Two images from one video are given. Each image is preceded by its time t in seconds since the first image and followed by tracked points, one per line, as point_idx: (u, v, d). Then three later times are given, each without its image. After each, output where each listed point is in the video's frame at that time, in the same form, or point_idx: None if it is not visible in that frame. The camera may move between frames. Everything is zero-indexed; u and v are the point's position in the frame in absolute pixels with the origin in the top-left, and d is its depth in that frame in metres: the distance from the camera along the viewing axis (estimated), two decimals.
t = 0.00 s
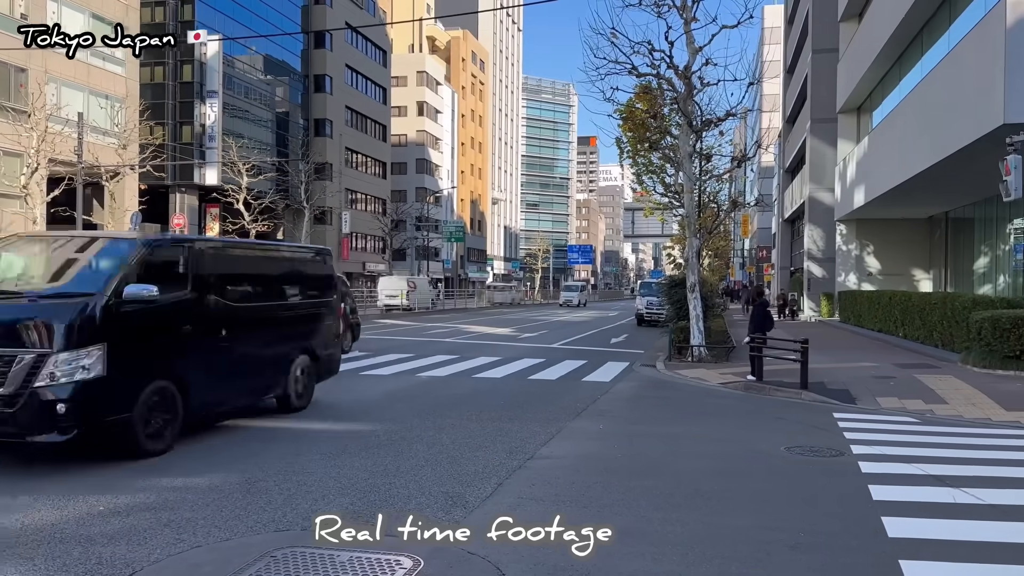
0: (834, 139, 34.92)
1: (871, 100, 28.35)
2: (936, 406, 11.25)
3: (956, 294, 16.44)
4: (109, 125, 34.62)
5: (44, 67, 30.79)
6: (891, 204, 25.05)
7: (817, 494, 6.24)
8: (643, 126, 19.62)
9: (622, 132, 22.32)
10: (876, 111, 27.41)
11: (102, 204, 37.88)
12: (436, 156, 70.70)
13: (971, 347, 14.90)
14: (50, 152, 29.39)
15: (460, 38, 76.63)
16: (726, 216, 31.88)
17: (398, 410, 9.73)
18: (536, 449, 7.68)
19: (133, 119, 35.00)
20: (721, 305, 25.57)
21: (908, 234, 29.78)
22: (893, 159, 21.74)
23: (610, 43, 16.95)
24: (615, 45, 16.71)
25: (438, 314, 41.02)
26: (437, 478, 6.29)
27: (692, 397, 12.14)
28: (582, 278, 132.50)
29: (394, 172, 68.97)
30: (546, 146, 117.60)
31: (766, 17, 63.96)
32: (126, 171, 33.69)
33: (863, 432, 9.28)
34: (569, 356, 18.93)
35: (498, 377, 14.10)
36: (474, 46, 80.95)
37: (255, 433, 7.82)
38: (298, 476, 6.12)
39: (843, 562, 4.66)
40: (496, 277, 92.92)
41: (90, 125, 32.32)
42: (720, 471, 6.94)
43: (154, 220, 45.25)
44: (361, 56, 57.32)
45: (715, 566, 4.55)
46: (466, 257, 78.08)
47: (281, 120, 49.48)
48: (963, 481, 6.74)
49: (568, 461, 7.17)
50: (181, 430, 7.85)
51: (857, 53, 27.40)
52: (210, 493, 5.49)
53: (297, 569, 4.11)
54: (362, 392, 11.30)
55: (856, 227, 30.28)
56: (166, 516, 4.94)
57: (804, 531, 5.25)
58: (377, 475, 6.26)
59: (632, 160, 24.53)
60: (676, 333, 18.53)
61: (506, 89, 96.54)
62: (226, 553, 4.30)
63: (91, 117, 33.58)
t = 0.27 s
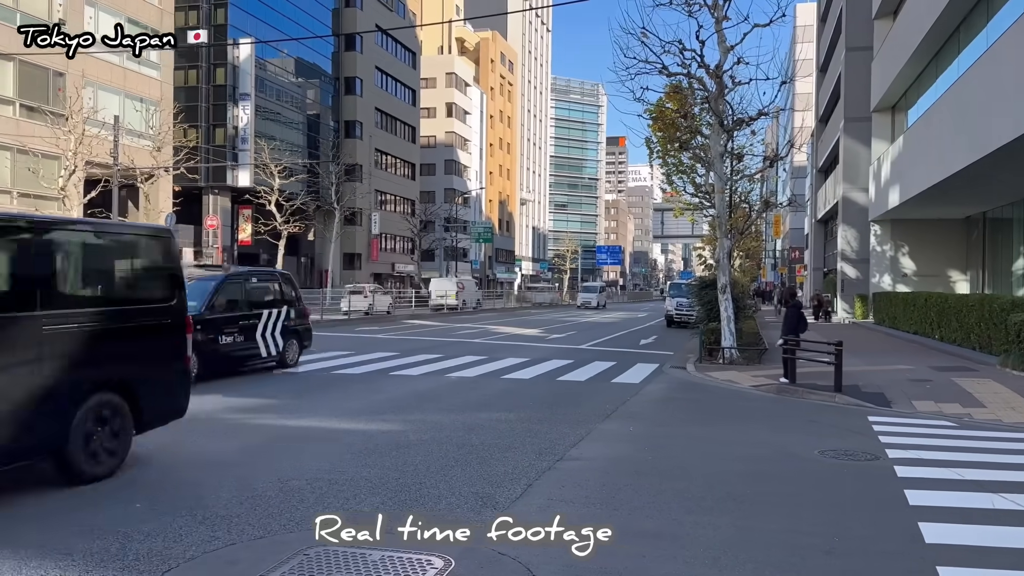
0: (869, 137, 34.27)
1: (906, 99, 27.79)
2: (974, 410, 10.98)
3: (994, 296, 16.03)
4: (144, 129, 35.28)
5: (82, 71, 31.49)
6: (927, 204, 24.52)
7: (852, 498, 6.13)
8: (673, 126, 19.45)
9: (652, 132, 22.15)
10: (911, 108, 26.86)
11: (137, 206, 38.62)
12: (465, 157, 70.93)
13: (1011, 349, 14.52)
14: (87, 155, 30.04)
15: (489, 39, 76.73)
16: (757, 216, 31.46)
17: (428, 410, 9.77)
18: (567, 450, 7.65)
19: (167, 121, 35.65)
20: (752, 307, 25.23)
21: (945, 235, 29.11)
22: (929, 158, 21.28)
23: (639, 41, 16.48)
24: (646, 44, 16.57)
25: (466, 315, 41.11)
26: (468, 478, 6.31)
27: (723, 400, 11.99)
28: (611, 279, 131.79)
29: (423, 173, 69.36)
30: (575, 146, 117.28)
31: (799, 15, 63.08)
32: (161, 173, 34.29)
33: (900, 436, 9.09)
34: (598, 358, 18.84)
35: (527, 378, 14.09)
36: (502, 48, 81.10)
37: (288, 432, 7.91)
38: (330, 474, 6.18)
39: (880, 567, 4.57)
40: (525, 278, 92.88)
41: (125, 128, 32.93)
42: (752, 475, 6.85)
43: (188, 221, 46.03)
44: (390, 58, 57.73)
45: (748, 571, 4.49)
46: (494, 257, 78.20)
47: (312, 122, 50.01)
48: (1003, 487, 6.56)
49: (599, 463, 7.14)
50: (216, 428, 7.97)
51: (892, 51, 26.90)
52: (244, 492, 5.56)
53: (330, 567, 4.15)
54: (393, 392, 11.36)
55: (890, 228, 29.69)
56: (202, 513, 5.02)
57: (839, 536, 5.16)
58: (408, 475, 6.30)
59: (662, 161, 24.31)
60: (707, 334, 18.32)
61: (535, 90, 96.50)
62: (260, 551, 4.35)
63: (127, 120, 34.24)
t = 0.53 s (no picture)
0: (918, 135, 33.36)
1: (956, 96, 27.00)
2: None
3: None
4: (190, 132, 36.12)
5: (130, 77, 32.39)
6: (977, 203, 23.79)
7: (900, 504, 5.95)
8: (715, 126, 19.16)
9: (693, 131, 21.86)
10: (961, 106, 26.07)
11: (184, 208, 39.56)
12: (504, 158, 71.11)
13: None
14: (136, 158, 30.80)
15: (528, 40, 76.72)
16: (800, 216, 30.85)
17: (466, 410, 9.81)
18: (606, 452, 7.60)
19: (213, 126, 36.48)
20: (795, 308, 24.72)
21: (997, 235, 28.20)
22: (980, 156, 20.61)
23: (679, 40, 16.01)
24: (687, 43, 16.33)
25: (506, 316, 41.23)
26: (508, 478, 6.31)
27: (765, 402, 11.78)
28: (650, 280, 130.61)
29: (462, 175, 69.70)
30: (614, 147, 116.66)
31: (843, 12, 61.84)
32: (207, 175, 35.10)
33: (950, 441, 8.81)
34: (637, 359, 18.67)
35: (565, 379, 14.04)
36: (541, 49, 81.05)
37: (329, 431, 8.01)
38: (370, 473, 6.24)
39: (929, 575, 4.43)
40: (563, 279, 92.70)
41: (172, 132, 33.77)
42: (795, 478, 6.71)
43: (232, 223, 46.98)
44: (430, 61, 58.15)
45: None
46: (532, 258, 78.23)
47: (354, 126, 50.61)
48: None
49: (638, 465, 7.06)
50: (259, 427, 8.11)
51: (940, 47, 26.17)
52: (287, 490, 5.65)
53: (371, 567, 4.20)
54: (431, 393, 11.41)
55: (939, 228, 28.85)
56: (246, 510, 5.11)
57: (886, 542, 5.02)
58: (447, 474, 6.32)
59: (702, 161, 24.00)
60: (749, 336, 18.02)
61: (574, 91, 96.23)
62: (303, 549, 4.42)
63: (174, 125, 35.12)
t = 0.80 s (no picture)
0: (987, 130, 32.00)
1: None
2: None
3: None
4: (251, 137, 37.18)
5: (193, 84, 33.51)
6: None
7: (969, 511, 5.71)
8: (772, 123, 18.71)
9: (749, 130, 21.41)
10: None
11: (245, 212, 40.75)
12: (557, 159, 71.01)
13: None
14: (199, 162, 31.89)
15: (581, 41, 76.48)
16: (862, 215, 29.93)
17: (520, 411, 9.84)
18: (661, 455, 7.51)
19: (273, 131, 37.49)
20: (856, 310, 23.99)
21: None
22: None
23: (736, 37, 15.68)
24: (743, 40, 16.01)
25: (558, 317, 41.17)
26: (561, 480, 6.30)
27: (826, 406, 11.47)
28: (706, 281, 128.58)
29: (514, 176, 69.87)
30: (668, 146, 115.23)
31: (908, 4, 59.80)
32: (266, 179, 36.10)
33: None
34: (692, 362, 18.39)
35: (619, 380, 13.94)
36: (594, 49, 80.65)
37: (385, 430, 8.13)
38: (426, 472, 6.32)
39: None
40: (616, 280, 92.01)
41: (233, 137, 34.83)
42: (857, 484, 6.51)
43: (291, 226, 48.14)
44: (483, 63, 58.50)
45: None
46: (585, 259, 77.91)
47: (408, 129, 51.26)
48: None
49: (693, 469, 6.96)
50: (318, 425, 8.29)
51: (1011, 38, 25.04)
52: (345, 487, 5.76)
53: (428, 565, 4.25)
54: (483, 393, 11.48)
55: (1009, 226, 27.62)
56: (306, 507, 5.24)
57: (955, 551, 4.82)
58: (501, 475, 6.35)
59: (759, 160, 23.49)
60: (808, 338, 17.57)
61: (627, 91, 95.45)
62: (362, 546, 4.50)
63: (236, 130, 36.22)
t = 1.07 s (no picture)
0: None
1: None
2: None
3: None
4: (328, 143, 38.30)
5: (272, 92, 34.77)
6: None
7: None
8: (853, 119, 17.96)
9: (829, 126, 20.63)
10: None
11: (322, 216, 41.96)
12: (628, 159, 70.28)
13: None
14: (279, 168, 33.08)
15: (653, 39, 75.57)
16: (952, 212, 28.42)
17: (591, 414, 9.75)
18: (739, 461, 7.30)
19: (348, 136, 38.52)
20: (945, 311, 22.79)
21: None
22: None
23: (815, 30, 15.28)
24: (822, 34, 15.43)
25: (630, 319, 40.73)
26: (635, 484, 6.19)
27: (913, 412, 10.92)
28: (782, 281, 124.80)
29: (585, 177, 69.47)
30: (742, 144, 112.38)
31: None
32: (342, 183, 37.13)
33: None
34: (769, 365, 17.85)
35: (692, 383, 13.65)
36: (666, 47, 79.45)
37: (457, 431, 8.20)
38: (498, 474, 6.32)
39: None
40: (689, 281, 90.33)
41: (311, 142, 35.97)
42: (950, 494, 6.15)
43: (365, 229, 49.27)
44: (554, 65, 58.50)
45: None
46: (656, 260, 76.80)
47: (479, 132, 51.70)
48: None
49: (771, 475, 6.73)
50: (393, 425, 8.43)
51: None
52: (420, 487, 5.83)
53: (502, 566, 4.24)
54: (554, 395, 11.44)
55: None
56: (382, 506, 5.32)
57: None
58: (574, 478, 6.29)
59: (839, 156, 22.60)
60: (893, 342, 16.79)
61: (700, 88, 93.59)
62: (437, 545, 4.53)
63: (314, 136, 37.42)
